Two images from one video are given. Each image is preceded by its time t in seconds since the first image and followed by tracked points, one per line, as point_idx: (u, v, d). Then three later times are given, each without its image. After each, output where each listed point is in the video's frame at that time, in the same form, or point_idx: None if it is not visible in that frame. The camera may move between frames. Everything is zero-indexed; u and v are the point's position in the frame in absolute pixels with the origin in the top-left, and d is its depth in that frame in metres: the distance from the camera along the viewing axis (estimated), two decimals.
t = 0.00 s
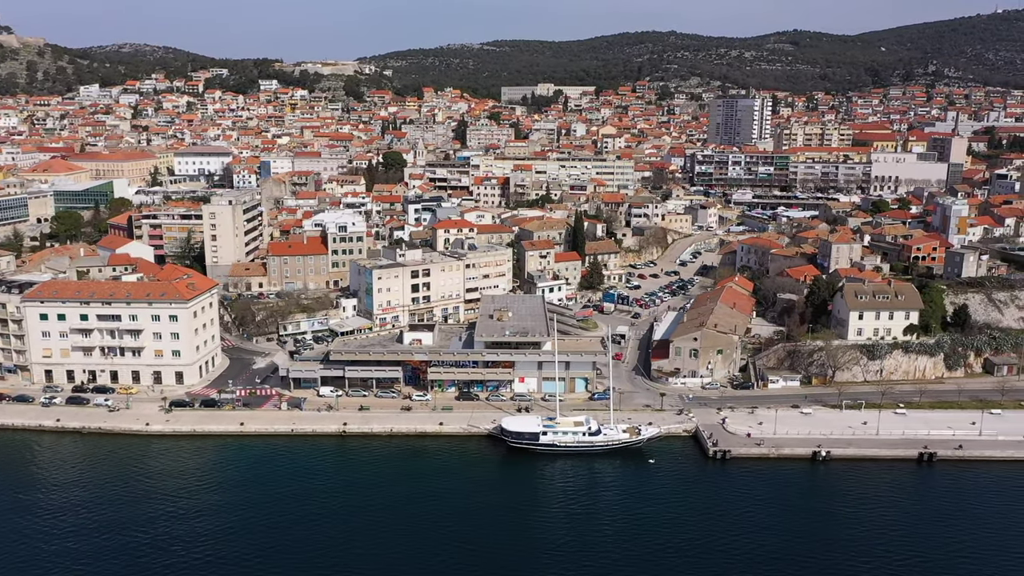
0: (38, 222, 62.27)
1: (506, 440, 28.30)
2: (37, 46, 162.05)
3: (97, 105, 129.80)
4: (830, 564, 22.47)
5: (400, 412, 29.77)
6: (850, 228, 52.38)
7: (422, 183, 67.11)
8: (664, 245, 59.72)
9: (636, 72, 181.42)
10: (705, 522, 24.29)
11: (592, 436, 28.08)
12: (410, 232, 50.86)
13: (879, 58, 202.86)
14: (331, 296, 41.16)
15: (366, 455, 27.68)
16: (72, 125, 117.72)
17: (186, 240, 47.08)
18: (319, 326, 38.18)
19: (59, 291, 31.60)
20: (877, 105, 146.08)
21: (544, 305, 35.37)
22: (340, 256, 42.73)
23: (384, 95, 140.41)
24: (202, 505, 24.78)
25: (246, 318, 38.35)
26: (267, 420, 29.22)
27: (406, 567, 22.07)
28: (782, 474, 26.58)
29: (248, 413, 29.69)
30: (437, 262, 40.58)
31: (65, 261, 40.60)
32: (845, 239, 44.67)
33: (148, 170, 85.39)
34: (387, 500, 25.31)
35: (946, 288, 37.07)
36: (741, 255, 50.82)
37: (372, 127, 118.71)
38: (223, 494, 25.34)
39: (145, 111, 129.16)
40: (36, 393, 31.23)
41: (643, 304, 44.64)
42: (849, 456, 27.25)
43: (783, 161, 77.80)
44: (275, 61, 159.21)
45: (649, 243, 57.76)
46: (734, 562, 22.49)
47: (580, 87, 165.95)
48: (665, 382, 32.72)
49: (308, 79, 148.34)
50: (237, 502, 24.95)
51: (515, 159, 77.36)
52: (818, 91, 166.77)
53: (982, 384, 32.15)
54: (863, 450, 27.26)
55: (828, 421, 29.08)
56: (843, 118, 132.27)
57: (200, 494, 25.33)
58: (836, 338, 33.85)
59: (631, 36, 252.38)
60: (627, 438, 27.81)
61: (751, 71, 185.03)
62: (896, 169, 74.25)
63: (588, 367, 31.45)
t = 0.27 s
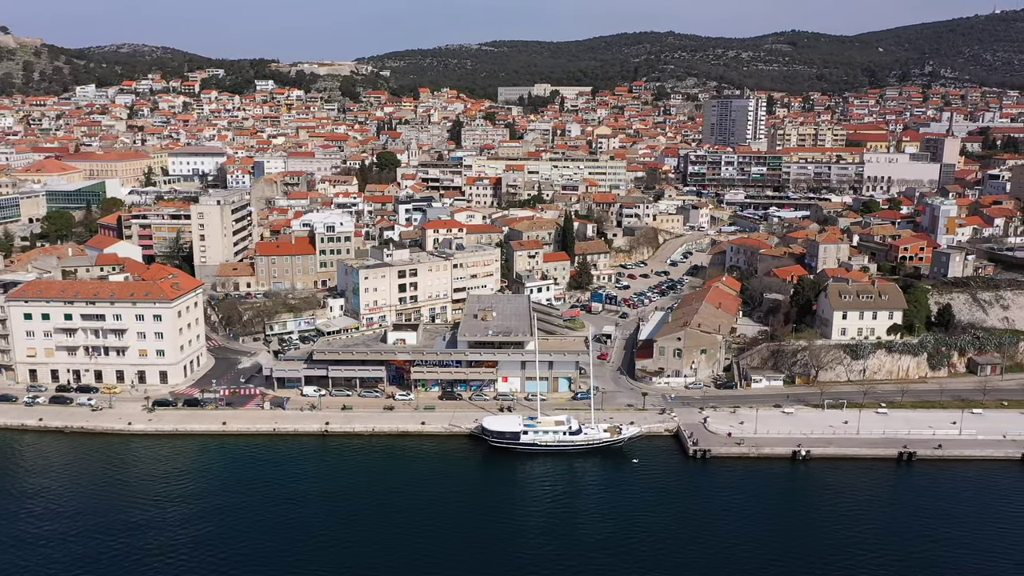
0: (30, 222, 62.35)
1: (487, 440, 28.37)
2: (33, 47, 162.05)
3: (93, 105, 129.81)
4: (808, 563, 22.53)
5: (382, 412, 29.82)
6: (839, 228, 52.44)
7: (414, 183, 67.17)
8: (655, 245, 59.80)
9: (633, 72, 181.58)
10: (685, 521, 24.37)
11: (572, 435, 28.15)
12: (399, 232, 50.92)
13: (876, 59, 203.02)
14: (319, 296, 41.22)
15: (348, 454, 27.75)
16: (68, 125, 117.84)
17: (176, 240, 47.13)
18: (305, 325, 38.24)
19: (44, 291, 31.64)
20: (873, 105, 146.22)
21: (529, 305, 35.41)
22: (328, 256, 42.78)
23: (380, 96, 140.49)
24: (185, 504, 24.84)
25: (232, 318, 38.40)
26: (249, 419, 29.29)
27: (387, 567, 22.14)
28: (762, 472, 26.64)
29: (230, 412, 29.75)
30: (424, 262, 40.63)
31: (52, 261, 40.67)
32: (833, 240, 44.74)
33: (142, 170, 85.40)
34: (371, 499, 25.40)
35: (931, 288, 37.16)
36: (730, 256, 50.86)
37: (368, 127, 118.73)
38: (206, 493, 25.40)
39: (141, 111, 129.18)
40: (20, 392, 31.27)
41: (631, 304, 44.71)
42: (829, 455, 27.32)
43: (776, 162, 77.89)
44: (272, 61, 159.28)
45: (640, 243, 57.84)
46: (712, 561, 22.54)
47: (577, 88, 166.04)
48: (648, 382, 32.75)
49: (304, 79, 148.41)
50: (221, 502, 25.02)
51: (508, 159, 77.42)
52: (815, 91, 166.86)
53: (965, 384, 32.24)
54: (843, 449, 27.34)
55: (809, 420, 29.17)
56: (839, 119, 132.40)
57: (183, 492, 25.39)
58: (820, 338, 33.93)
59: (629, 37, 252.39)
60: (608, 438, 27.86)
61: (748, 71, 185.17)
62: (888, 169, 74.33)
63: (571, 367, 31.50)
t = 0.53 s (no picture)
0: (22, 221, 62.36)
1: (468, 439, 28.41)
2: (30, 46, 162.08)
3: (89, 106, 129.77)
4: (786, 562, 22.57)
5: (365, 411, 29.88)
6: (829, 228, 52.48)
7: (406, 183, 67.22)
8: (646, 244, 59.85)
9: (630, 73, 181.63)
10: (666, 521, 24.43)
11: (553, 434, 28.20)
12: (389, 231, 50.96)
13: (874, 59, 203.11)
14: (306, 296, 41.25)
15: (331, 453, 27.81)
16: (63, 125, 117.82)
17: (165, 240, 47.16)
18: (292, 325, 38.28)
19: (28, 290, 31.67)
20: (869, 105, 146.31)
21: (514, 304, 35.49)
22: (316, 256, 42.84)
23: (376, 95, 140.57)
24: (168, 502, 24.89)
25: (219, 317, 38.48)
26: (232, 418, 29.33)
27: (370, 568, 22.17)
28: (742, 472, 26.71)
29: (213, 411, 29.79)
30: (412, 262, 40.68)
31: (40, 261, 40.72)
32: (821, 239, 44.79)
33: (136, 169, 85.39)
34: (356, 499, 25.44)
35: (916, 288, 37.23)
36: (720, 256, 50.89)
37: (363, 127, 118.74)
38: (191, 492, 25.45)
39: (136, 111, 129.15)
40: (3, 391, 31.33)
41: (619, 304, 44.80)
42: (809, 454, 27.38)
43: (769, 161, 77.94)
44: (268, 61, 159.28)
45: (631, 243, 57.91)
46: (691, 561, 22.59)
47: (574, 88, 166.13)
48: (632, 381, 32.78)
49: (300, 79, 148.42)
50: (206, 501, 25.07)
51: (501, 158, 77.42)
52: (811, 92, 166.90)
53: (948, 383, 32.32)
54: (823, 448, 27.40)
55: (791, 419, 29.23)
56: (834, 119, 132.50)
57: (168, 491, 25.44)
58: (804, 337, 33.99)
59: (627, 36, 252.47)
60: (588, 437, 27.91)
61: (745, 71, 185.30)
62: (881, 169, 74.38)
63: (554, 366, 31.57)
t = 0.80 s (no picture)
0: (14, 221, 62.37)
1: (450, 438, 28.46)
2: (26, 46, 162.11)
3: (85, 106, 129.73)
4: (764, 561, 22.62)
5: (348, 410, 29.94)
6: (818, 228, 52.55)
7: (398, 183, 67.27)
8: (637, 245, 59.92)
9: (627, 73, 181.74)
10: (647, 519, 24.53)
11: (534, 434, 28.25)
12: (379, 231, 50.99)
13: (871, 59, 203.28)
14: (293, 295, 41.30)
15: (313, 452, 27.89)
16: (59, 125, 117.83)
17: (155, 240, 47.18)
18: (279, 325, 38.32)
19: (12, 290, 31.71)
20: (865, 106, 146.44)
21: (500, 304, 35.56)
22: (304, 256, 42.89)
23: (372, 96, 140.64)
24: (151, 501, 24.96)
25: (206, 317, 38.54)
26: (214, 418, 29.38)
27: (351, 568, 22.25)
28: (722, 471, 26.79)
29: (196, 411, 29.83)
30: (399, 261, 40.74)
31: (28, 261, 40.77)
32: (808, 240, 44.85)
33: (130, 169, 85.38)
34: (341, 497, 25.60)
35: (901, 288, 37.32)
36: (709, 256, 50.95)
37: (359, 127, 118.77)
38: (178, 489, 25.57)
39: (132, 111, 129.15)
40: None
41: (607, 304, 44.88)
42: (790, 454, 27.47)
43: (762, 162, 78.03)
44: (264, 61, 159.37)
45: (622, 243, 57.98)
46: (669, 560, 22.62)
47: (571, 88, 166.22)
48: (616, 380, 32.83)
49: (296, 79, 148.45)
50: (191, 498, 25.19)
51: (494, 159, 77.44)
52: (808, 92, 167.01)
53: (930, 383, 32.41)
54: (803, 447, 27.48)
55: (773, 418, 29.31)
56: (830, 120, 132.63)
57: (151, 490, 25.52)
58: (789, 337, 34.03)
59: (625, 37, 252.60)
60: (569, 436, 27.98)
61: (742, 72, 185.45)
62: (873, 170, 74.45)
63: (538, 366, 31.63)
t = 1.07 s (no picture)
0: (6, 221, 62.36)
1: (432, 437, 28.53)
2: (22, 47, 162.09)
3: (81, 106, 129.64)
4: (744, 561, 22.64)
5: (331, 410, 30.00)
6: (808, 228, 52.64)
7: (390, 183, 67.34)
8: (629, 245, 59.99)
9: (623, 73, 181.85)
10: (629, 518, 24.61)
11: (516, 433, 28.32)
12: (369, 231, 51.04)
13: (868, 59, 203.53)
14: (281, 295, 41.34)
15: (295, 452, 27.94)
16: (54, 125, 117.78)
17: (144, 240, 47.21)
18: (266, 325, 38.31)
19: None
20: (861, 106, 146.63)
21: (485, 304, 35.63)
22: (293, 256, 42.94)
23: (368, 96, 140.72)
24: (134, 501, 24.99)
25: (193, 317, 38.59)
26: (197, 418, 29.42)
27: (333, 566, 22.33)
28: (703, 470, 26.86)
29: (179, 411, 29.87)
30: (387, 262, 40.80)
31: (15, 261, 40.78)
32: (796, 239, 44.91)
33: (124, 170, 85.36)
34: (324, 497, 25.59)
35: (886, 288, 37.41)
36: (699, 255, 51.00)
37: (354, 127, 118.81)
38: (162, 489, 25.59)
39: (128, 111, 129.11)
40: None
41: (595, 304, 44.97)
42: (771, 453, 27.55)
43: (754, 162, 78.13)
44: (261, 62, 159.33)
45: (613, 243, 58.07)
46: (650, 561, 22.63)
47: (567, 88, 166.34)
48: (601, 380, 32.89)
49: (292, 79, 148.48)
50: (175, 498, 25.20)
51: (487, 159, 77.49)
52: (804, 92, 167.21)
53: (914, 382, 32.49)
54: (784, 446, 27.56)
55: (755, 418, 29.37)
56: (825, 120, 132.80)
57: (134, 489, 25.55)
58: (773, 336, 34.09)
59: (623, 37, 252.81)
60: (551, 436, 28.05)
61: (738, 72, 185.63)
62: (865, 170, 74.55)
63: (522, 365, 31.68)
